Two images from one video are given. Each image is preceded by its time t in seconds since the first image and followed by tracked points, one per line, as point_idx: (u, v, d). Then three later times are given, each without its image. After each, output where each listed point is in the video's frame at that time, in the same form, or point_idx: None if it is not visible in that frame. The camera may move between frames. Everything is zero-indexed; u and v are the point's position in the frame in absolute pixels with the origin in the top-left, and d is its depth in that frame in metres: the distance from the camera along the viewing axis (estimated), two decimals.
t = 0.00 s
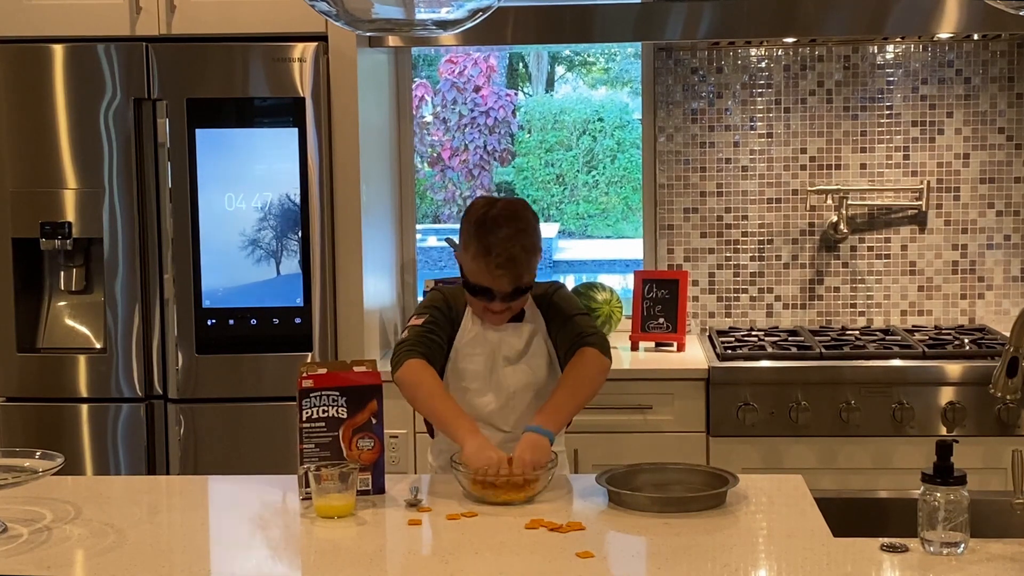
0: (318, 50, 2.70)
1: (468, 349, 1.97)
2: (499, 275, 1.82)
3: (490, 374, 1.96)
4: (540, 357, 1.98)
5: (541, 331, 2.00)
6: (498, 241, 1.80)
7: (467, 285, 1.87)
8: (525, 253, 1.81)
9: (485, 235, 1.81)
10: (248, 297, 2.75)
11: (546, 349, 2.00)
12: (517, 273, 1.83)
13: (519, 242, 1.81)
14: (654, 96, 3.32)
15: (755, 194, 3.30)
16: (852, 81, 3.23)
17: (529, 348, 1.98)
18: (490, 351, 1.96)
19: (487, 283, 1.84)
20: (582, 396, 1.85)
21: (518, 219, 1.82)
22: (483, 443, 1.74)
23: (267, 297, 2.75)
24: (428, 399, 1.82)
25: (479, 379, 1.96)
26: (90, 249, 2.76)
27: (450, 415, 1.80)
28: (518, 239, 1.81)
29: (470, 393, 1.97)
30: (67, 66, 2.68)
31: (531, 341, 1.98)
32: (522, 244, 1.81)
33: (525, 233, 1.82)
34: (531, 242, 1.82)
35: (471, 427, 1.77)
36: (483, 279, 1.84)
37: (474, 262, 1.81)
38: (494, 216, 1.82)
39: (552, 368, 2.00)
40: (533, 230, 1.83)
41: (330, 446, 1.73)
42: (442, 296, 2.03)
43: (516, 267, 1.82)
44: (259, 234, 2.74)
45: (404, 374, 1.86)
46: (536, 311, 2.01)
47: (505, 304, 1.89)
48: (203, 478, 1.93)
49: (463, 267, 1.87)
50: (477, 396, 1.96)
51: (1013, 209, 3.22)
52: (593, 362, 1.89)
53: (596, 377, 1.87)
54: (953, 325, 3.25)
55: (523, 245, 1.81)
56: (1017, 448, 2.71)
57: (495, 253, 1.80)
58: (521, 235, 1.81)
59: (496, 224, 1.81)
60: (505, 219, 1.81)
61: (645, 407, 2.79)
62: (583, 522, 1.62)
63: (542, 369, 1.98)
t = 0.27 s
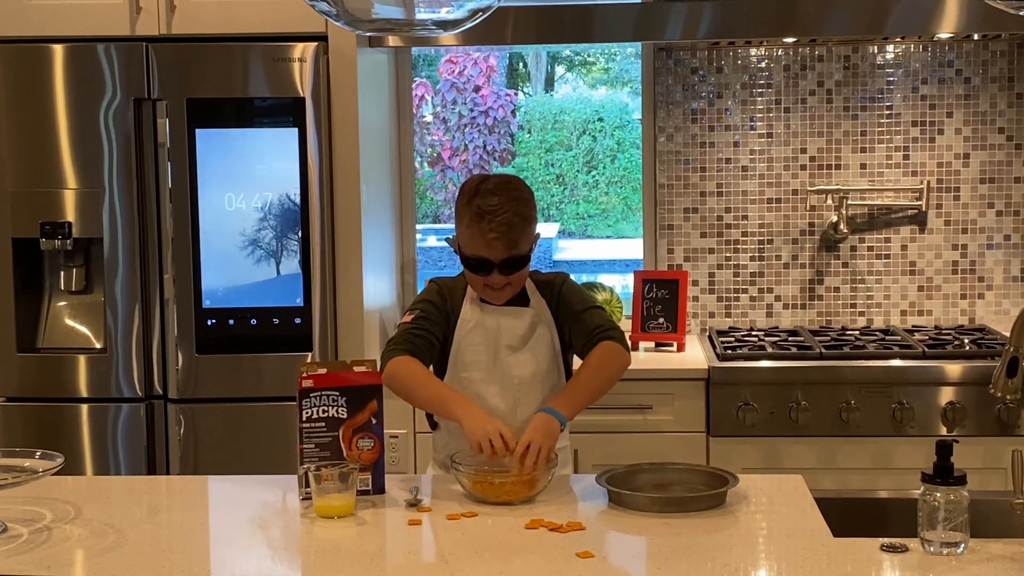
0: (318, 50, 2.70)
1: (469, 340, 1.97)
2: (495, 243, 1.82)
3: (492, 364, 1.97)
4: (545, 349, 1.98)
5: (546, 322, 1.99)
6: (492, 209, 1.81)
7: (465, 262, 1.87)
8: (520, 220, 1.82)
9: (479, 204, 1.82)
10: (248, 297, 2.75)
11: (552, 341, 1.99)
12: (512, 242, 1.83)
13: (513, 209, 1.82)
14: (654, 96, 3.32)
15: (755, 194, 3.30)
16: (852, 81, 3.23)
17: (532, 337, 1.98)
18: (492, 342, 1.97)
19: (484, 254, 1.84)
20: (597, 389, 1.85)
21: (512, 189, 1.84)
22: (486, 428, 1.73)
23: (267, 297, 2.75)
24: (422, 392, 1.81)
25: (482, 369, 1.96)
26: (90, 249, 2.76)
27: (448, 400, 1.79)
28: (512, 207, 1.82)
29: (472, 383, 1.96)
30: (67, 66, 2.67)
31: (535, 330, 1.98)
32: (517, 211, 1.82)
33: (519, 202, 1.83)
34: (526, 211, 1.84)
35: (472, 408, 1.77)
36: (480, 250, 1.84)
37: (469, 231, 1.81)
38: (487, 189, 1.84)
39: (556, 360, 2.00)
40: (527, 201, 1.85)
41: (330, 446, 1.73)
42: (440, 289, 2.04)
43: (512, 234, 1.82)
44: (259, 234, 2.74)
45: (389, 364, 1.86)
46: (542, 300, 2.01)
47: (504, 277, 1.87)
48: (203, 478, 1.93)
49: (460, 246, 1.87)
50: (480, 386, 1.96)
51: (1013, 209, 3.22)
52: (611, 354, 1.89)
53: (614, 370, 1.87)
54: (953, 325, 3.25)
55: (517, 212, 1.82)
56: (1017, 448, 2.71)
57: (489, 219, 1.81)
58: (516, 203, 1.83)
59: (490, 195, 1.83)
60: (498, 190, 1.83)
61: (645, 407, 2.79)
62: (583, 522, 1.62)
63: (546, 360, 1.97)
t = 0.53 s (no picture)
0: (318, 50, 2.70)
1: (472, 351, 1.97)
2: (495, 270, 1.83)
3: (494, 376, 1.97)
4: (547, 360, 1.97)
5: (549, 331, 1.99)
6: (492, 236, 1.81)
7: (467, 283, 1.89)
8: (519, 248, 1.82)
9: (478, 231, 1.82)
10: (247, 297, 2.75)
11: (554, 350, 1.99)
12: (512, 268, 1.84)
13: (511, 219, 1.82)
14: (654, 96, 3.32)
15: (755, 194, 3.30)
16: (852, 81, 3.23)
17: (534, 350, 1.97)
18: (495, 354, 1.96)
19: (484, 279, 1.85)
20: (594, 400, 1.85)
21: (512, 212, 1.83)
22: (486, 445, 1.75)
23: (267, 296, 2.75)
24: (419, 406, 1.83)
25: (483, 381, 1.96)
26: (90, 249, 2.76)
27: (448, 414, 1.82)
28: (511, 234, 1.81)
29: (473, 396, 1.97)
30: (67, 66, 2.68)
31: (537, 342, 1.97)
32: (516, 238, 1.82)
33: (520, 228, 1.82)
34: (526, 236, 1.83)
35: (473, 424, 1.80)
36: (480, 275, 1.85)
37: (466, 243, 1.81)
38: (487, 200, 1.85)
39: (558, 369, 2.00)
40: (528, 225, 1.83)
41: (330, 446, 1.73)
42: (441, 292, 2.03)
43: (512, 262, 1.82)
44: (259, 234, 2.74)
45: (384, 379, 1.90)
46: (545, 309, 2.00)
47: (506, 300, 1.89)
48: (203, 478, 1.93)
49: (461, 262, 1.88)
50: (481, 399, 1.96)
51: (1013, 209, 3.22)
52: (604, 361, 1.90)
53: (613, 380, 1.87)
54: (953, 326, 3.25)
55: (517, 239, 1.82)
56: (1017, 448, 2.71)
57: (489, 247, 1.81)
58: (516, 230, 1.82)
59: (490, 218, 1.82)
60: (498, 212, 1.82)
61: (645, 407, 2.79)
62: (583, 522, 1.62)
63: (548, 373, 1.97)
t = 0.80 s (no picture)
0: (318, 50, 2.70)
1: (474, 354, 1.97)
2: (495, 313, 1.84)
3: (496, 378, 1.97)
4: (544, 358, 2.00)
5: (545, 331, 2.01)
6: (492, 284, 1.80)
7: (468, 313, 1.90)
8: (517, 295, 1.82)
9: (478, 279, 1.81)
10: (248, 297, 2.75)
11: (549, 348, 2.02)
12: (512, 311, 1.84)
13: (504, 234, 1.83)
14: (654, 96, 3.32)
15: (755, 194, 3.30)
16: (852, 81, 3.23)
17: (531, 350, 1.99)
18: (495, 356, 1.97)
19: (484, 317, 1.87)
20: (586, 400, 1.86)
21: (511, 259, 1.81)
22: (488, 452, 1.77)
23: (268, 296, 2.75)
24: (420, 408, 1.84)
25: (485, 384, 1.96)
26: (90, 249, 2.76)
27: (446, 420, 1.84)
28: (511, 282, 1.80)
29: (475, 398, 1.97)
30: (67, 66, 2.68)
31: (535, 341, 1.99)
32: (516, 286, 1.81)
33: (520, 274, 1.81)
34: (521, 251, 1.82)
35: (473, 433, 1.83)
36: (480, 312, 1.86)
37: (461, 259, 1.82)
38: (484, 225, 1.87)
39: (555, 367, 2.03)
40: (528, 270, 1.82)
41: (330, 446, 1.73)
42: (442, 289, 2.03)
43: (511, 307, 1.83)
44: (259, 234, 2.74)
45: (393, 376, 1.88)
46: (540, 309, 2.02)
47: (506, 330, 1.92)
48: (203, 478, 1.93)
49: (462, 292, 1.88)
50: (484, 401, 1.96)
51: (1013, 209, 3.22)
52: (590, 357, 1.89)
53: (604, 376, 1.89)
54: (953, 326, 3.25)
55: (517, 287, 1.81)
56: (1017, 448, 2.71)
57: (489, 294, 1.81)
58: (515, 278, 1.81)
59: (489, 264, 1.80)
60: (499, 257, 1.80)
61: (645, 407, 2.79)
62: (583, 522, 1.62)
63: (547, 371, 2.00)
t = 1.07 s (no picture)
0: (318, 50, 2.70)
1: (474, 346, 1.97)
2: (494, 287, 1.83)
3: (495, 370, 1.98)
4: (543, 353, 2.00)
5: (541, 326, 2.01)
6: (490, 252, 1.80)
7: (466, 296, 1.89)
8: (517, 265, 1.81)
9: (478, 250, 1.80)
10: (248, 297, 2.75)
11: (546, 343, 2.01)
12: (511, 284, 1.83)
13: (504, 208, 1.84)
14: (654, 96, 3.32)
15: (755, 194, 3.30)
16: (852, 81, 3.23)
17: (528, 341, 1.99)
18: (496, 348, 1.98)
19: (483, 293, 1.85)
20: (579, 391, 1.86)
21: (508, 229, 1.81)
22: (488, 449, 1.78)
23: (268, 296, 2.75)
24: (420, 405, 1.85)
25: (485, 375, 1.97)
26: (90, 249, 2.76)
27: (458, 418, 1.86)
28: (510, 252, 1.80)
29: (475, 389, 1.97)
30: (68, 66, 2.68)
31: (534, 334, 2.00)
32: (515, 256, 1.81)
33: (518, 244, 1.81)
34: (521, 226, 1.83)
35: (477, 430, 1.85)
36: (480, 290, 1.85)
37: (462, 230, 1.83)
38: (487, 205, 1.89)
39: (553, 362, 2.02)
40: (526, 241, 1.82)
41: (330, 446, 1.73)
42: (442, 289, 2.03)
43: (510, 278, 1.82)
44: (259, 234, 2.74)
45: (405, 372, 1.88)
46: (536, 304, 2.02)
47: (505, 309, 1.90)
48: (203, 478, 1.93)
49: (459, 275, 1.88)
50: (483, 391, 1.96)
51: (1013, 209, 3.22)
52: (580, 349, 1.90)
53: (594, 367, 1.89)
54: (953, 325, 3.25)
55: (515, 257, 1.81)
56: (1017, 448, 2.71)
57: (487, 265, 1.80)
58: (513, 247, 1.80)
59: (488, 234, 1.80)
60: (497, 227, 1.81)
61: (645, 407, 2.79)
62: (583, 522, 1.62)
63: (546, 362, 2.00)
